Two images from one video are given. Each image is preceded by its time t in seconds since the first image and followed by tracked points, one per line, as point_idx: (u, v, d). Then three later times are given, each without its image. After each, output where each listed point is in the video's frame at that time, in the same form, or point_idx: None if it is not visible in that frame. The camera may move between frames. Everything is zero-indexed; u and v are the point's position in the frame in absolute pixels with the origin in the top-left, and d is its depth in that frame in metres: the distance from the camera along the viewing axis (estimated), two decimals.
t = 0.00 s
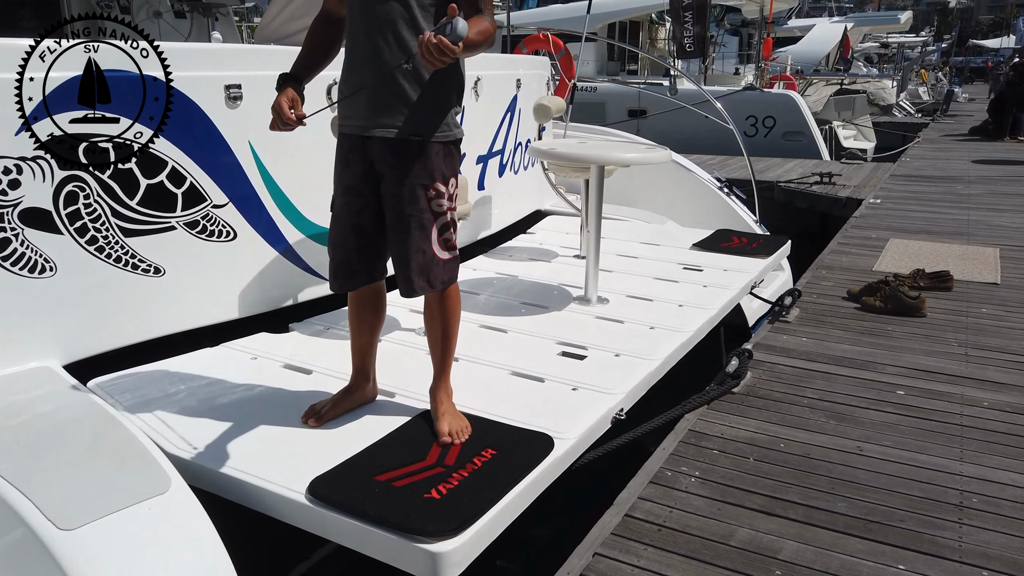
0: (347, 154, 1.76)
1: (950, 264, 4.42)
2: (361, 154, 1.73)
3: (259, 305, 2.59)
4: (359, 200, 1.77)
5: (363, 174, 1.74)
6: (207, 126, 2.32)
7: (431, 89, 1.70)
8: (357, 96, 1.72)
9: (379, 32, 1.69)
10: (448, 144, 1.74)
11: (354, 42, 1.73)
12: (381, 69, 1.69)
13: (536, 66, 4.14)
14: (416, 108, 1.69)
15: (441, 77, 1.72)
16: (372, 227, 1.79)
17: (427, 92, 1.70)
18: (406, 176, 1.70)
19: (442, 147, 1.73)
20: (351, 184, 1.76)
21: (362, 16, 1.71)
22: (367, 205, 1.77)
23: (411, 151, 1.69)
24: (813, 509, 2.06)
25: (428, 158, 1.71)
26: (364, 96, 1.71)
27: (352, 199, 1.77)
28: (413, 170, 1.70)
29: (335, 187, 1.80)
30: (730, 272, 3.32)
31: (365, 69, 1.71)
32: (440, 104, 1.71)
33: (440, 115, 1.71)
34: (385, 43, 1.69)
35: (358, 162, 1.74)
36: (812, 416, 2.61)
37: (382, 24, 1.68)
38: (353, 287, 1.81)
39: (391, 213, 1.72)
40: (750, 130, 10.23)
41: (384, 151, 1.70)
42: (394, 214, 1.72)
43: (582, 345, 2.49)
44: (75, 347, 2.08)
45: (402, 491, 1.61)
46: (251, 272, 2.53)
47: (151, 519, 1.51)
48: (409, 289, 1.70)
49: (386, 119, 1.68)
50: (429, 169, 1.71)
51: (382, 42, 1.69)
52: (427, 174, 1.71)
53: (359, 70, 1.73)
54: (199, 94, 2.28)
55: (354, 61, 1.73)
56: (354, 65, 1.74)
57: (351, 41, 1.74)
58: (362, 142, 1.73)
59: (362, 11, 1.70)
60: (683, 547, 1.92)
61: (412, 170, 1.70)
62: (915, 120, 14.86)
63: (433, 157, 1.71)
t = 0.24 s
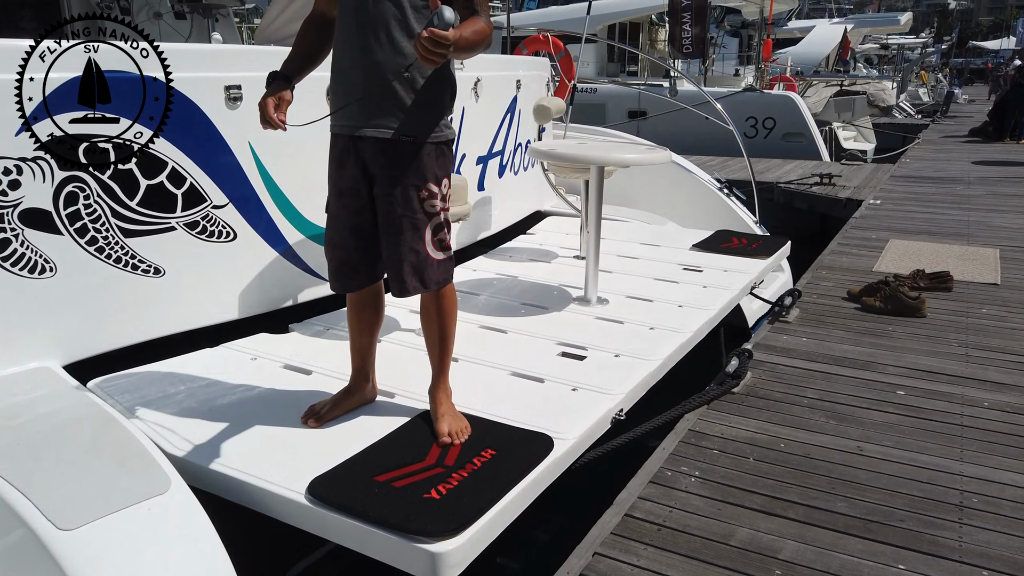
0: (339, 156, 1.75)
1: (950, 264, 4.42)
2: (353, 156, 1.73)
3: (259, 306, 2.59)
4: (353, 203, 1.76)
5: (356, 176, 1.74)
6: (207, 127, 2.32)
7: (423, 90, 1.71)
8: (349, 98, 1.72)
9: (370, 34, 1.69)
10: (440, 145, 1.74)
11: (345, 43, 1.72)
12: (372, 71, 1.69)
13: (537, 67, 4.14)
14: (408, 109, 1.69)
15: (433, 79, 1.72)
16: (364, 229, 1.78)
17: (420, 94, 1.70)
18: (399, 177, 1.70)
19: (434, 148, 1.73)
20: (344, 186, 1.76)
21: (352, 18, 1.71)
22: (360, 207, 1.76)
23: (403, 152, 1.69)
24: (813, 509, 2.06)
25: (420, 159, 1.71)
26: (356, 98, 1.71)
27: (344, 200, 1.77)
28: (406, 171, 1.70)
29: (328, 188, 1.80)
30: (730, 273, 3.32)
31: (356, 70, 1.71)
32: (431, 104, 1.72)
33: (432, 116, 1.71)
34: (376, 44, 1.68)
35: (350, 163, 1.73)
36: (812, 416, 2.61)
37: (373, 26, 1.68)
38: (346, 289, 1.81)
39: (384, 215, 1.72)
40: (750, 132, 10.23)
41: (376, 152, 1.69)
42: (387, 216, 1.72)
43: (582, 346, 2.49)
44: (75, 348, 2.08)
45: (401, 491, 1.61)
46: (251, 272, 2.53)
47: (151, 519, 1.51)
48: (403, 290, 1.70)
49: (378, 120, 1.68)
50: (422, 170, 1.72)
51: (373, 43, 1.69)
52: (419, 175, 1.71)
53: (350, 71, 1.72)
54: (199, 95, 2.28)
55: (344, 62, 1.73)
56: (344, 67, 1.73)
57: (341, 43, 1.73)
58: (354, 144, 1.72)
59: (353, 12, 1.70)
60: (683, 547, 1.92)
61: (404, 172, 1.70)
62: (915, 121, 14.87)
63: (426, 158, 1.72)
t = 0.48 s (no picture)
0: (337, 155, 1.76)
1: (950, 264, 4.42)
2: (350, 155, 1.73)
3: (260, 305, 2.59)
4: (350, 201, 1.76)
5: (353, 175, 1.74)
6: (208, 126, 2.32)
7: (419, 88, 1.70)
8: (347, 97, 1.72)
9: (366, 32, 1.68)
10: (437, 143, 1.73)
11: (343, 41, 1.72)
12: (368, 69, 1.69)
13: (537, 67, 4.14)
14: (405, 108, 1.68)
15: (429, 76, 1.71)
16: (362, 228, 1.78)
17: (417, 92, 1.70)
18: (396, 175, 1.70)
19: (432, 147, 1.72)
20: (342, 185, 1.76)
21: (351, 16, 1.70)
22: (358, 206, 1.76)
23: (400, 150, 1.69)
24: (815, 509, 2.06)
25: (416, 157, 1.70)
26: (353, 97, 1.71)
27: (342, 199, 1.77)
28: (403, 170, 1.70)
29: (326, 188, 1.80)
30: (731, 273, 3.32)
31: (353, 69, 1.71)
32: (428, 103, 1.71)
33: (428, 115, 1.70)
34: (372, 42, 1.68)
35: (348, 162, 1.74)
36: (813, 416, 2.61)
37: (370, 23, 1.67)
38: (345, 289, 1.80)
39: (380, 214, 1.72)
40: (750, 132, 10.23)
41: (372, 151, 1.69)
42: (383, 214, 1.71)
43: (583, 345, 2.49)
44: (77, 347, 2.08)
45: (403, 489, 1.61)
46: (252, 271, 2.53)
47: (154, 518, 1.51)
48: (400, 288, 1.70)
49: (375, 119, 1.68)
50: (419, 168, 1.70)
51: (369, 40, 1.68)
52: (415, 174, 1.70)
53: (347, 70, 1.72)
54: (200, 94, 2.28)
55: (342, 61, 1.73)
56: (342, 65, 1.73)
57: (339, 43, 1.74)
58: (351, 143, 1.72)
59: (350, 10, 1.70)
60: (685, 547, 1.92)
61: (401, 170, 1.70)
62: (915, 121, 14.87)
63: (423, 157, 1.71)
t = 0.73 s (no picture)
0: (334, 156, 1.76)
1: (951, 265, 4.42)
2: (348, 156, 1.73)
3: (261, 307, 2.59)
4: (348, 202, 1.76)
5: (351, 176, 1.74)
6: (209, 127, 2.32)
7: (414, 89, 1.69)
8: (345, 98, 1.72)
9: (363, 33, 1.67)
10: (434, 144, 1.73)
11: (340, 43, 1.72)
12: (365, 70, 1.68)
13: (538, 68, 4.14)
14: (401, 109, 1.67)
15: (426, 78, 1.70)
16: (360, 228, 1.78)
17: (414, 93, 1.69)
18: (393, 176, 1.70)
19: (429, 148, 1.72)
20: (339, 186, 1.77)
21: (349, 17, 1.70)
22: (355, 207, 1.76)
23: (396, 152, 1.69)
24: (816, 511, 2.06)
25: (412, 158, 1.69)
26: (349, 99, 1.71)
27: (340, 200, 1.77)
28: (400, 171, 1.70)
29: (325, 188, 1.80)
30: (732, 274, 3.32)
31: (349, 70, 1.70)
32: (424, 104, 1.70)
33: (424, 116, 1.70)
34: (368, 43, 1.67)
35: (345, 163, 1.74)
36: (815, 417, 2.61)
37: (367, 24, 1.66)
38: (343, 289, 1.81)
39: (377, 215, 1.72)
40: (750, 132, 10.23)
41: (369, 152, 1.70)
42: (380, 215, 1.72)
43: (584, 346, 2.49)
44: (78, 349, 2.08)
45: (404, 491, 1.61)
46: (253, 273, 2.53)
47: (156, 519, 1.51)
48: (398, 288, 1.70)
49: (371, 120, 1.68)
50: (415, 169, 1.70)
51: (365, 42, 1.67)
52: (412, 175, 1.70)
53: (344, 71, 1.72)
54: (201, 95, 2.28)
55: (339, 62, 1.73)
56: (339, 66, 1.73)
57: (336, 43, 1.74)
58: (348, 144, 1.73)
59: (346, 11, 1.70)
60: (686, 549, 1.92)
61: (398, 171, 1.69)
62: (916, 122, 14.86)
63: (420, 158, 1.70)
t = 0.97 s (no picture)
0: (328, 158, 1.76)
1: (951, 266, 4.42)
2: (342, 156, 1.73)
3: (261, 307, 2.59)
4: (343, 203, 1.76)
5: (345, 176, 1.74)
6: (209, 128, 2.32)
7: (409, 90, 1.69)
8: (340, 99, 1.72)
9: (357, 34, 1.67)
10: (428, 144, 1.73)
11: (335, 44, 1.72)
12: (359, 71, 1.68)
13: (538, 69, 4.14)
14: (395, 110, 1.67)
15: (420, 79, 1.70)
16: (355, 228, 1.78)
17: (408, 94, 1.69)
18: (388, 177, 1.70)
19: (423, 149, 1.72)
20: (334, 186, 1.76)
21: (344, 18, 1.69)
22: (350, 207, 1.76)
23: (391, 153, 1.68)
24: (817, 513, 2.06)
25: (407, 158, 1.69)
26: (344, 100, 1.71)
27: (334, 201, 1.76)
28: (395, 172, 1.70)
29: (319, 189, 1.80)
30: (732, 274, 3.32)
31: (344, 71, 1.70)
32: (418, 105, 1.70)
33: (417, 116, 1.69)
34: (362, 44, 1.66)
35: (340, 163, 1.74)
36: (815, 418, 2.61)
37: (362, 25, 1.66)
38: (338, 289, 1.80)
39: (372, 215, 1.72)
40: (750, 133, 10.23)
41: (364, 153, 1.70)
42: (375, 216, 1.71)
43: (584, 347, 2.49)
44: (78, 349, 2.08)
45: (405, 492, 1.61)
46: (253, 273, 2.53)
47: (156, 520, 1.51)
48: (393, 288, 1.71)
49: (366, 121, 1.67)
50: (410, 170, 1.70)
51: (360, 43, 1.67)
52: (407, 175, 1.70)
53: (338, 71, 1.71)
54: (201, 95, 2.28)
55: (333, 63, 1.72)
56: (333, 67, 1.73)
57: (331, 44, 1.73)
58: (343, 145, 1.72)
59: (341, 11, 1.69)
60: (687, 550, 1.92)
61: (393, 172, 1.69)
62: (916, 122, 14.87)
63: (415, 159, 1.70)
